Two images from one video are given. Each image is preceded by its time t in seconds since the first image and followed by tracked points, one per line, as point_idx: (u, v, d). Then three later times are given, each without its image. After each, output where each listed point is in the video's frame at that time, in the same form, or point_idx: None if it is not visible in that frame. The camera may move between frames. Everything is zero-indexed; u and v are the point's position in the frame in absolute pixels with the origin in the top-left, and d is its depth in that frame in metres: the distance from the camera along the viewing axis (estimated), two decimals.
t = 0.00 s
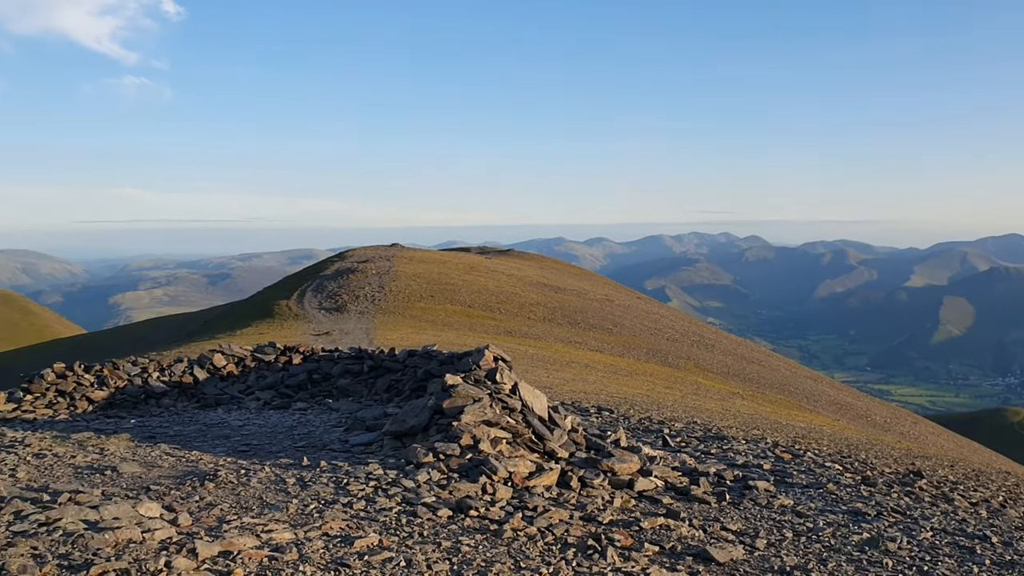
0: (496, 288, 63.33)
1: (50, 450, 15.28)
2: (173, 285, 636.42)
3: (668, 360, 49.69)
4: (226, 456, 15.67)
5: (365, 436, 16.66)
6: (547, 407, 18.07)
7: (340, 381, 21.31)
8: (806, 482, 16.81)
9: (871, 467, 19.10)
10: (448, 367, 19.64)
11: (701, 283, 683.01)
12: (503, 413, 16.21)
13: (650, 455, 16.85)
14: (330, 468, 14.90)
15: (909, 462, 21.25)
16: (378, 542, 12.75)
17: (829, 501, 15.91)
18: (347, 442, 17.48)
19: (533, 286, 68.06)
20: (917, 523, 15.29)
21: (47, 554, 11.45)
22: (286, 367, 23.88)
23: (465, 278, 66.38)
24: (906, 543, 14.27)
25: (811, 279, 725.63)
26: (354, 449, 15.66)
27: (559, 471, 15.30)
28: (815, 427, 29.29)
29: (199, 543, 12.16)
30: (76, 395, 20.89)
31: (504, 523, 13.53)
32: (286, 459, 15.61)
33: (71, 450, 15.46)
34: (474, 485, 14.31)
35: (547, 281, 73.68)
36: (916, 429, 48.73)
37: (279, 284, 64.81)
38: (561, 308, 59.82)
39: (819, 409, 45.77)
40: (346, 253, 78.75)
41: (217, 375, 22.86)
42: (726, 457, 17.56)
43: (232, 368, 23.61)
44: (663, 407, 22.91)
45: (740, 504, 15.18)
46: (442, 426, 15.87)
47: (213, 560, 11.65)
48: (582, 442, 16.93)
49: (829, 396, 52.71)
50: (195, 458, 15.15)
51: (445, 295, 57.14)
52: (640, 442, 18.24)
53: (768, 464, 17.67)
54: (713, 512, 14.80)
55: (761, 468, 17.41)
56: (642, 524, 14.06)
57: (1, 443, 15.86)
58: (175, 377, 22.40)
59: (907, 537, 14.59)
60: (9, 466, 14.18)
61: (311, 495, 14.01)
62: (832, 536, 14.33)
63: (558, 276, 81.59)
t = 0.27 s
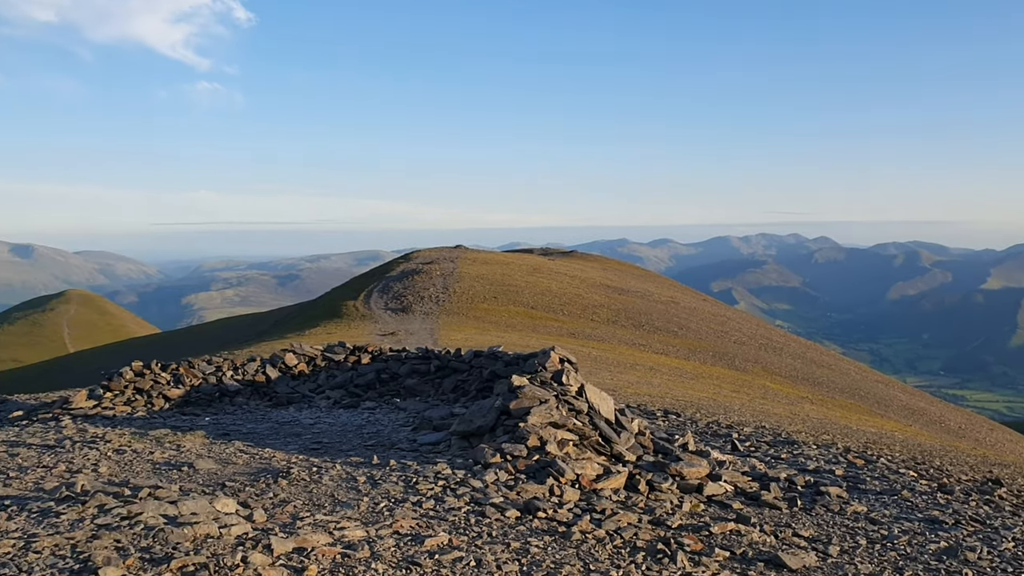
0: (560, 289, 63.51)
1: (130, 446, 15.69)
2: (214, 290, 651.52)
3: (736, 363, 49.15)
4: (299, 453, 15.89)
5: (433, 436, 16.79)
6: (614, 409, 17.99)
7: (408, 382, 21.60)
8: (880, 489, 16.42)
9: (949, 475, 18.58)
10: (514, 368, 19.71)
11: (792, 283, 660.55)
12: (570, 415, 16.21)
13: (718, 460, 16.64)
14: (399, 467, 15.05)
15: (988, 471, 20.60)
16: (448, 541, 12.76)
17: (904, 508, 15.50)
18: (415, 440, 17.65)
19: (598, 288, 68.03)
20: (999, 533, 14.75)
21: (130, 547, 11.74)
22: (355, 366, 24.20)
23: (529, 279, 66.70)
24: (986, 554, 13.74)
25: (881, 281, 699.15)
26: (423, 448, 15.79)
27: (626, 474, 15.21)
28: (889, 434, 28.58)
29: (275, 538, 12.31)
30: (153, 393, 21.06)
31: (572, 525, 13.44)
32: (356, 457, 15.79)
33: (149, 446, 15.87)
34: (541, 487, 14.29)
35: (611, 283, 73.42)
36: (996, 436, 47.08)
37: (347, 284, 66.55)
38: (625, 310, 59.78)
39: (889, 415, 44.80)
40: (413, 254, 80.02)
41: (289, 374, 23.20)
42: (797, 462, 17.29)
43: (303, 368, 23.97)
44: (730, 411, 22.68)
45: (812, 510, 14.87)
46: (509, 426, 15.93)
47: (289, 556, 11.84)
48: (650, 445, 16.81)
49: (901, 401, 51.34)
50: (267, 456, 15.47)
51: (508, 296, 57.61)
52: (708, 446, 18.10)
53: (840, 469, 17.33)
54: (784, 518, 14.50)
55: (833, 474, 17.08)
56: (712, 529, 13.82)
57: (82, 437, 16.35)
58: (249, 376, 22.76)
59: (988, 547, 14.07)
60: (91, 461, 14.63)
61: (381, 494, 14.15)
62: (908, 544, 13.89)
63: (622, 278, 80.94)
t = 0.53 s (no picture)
0: (610, 290, 63.58)
1: (190, 444, 15.96)
2: (247, 292, 662.66)
3: (789, 365, 48.74)
4: (354, 452, 15.99)
5: (486, 436, 16.86)
6: (667, 412, 17.85)
7: (460, 381, 21.75)
8: (941, 495, 16.08)
9: (1014, 481, 18.09)
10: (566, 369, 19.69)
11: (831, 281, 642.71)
12: (624, 417, 16.14)
13: (774, 464, 16.45)
14: (453, 467, 15.13)
15: None
16: (503, 542, 12.73)
17: (967, 515, 15.13)
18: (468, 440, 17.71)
19: (649, 289, 67.86)
20: None
21: (191, 543, 11.90)
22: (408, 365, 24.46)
23: (578, 280, 66.93)
24: None
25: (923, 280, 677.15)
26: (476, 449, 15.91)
27: (680, 477, 15.10)
28: (950, 438, 27.95)
29: (332, 537, 12.41)
30: (212, 391, 21.36)
31: (626, 528, 13.31)
32: (411, 457, 15.88)
33: (208, 444, 16.12)
34: (595, 489, 14.22)
35: (662, 284, 73.16)
36: None
37: (398, 283, 67.58)
38: (676, 311, 59.63)
39: (946, 418, 44.02)
40: (462, 255, 80.55)
41: (343, 374, 23.41)
42: (854, 467, 17.03)
43: (357, 367, 24.24)
44: (783, 415, 22.42)
45: (870, 516, 14.58)
46: (562, 428, 15.95)
47: (347, 555, 11.95)
48: (704, 449, 16.66)
49: (959, 405, 50.24)
50: (323, 455, 15.56)
51: (558, 296, 57.86)
52: (763, 449, 17.94)
53: (900, 475, 17.01)
54: (841, 524, 14.24)
55: (892, 479, 16.76)
56: (768, 534, 13.60)
57: (143, 435, 16.67)
58: (305, 375, 23.02)
59: None
60: (152, 459, 14.90)
61: (435, 493, 14.21)
62: (971, 552, 13.51)
63: (674, 279, 80.35)
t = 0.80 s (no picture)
0: (647, 289, 63.64)
1: (233, 439, 16.15)
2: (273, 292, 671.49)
3: (831, 365, 48.50)
4: (393, 448, 16.06)
5: (524, 434, 16.88)
6: (707, 412, 17.76)
7: (497, 380, 21.84)
8: (987, 498, 15.81)
9: None
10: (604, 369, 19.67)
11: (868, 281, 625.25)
12: (663, 417, 16.10)
13: (816, 464, 16.29)
14: (492, 465, 15.17)
15: None
16: (543, 540, 12.70)
17: (1015, 518, 14.84)
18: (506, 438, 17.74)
19: (687, 288, 67.74)
20: None
21: (235, 538, 12.02)
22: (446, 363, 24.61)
23: (615, 278, 67.10)
24: None
25: (955, 280, 662.73)
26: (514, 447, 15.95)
27: (721, 478, 15.00)
28: (995, 440, 27.54)
29: (374, 533, 12.47)
30: (253, 387, 21.57)
31: (667, 528, 13.22)
32: (450, 454, 15.94)
33: (250, 440, 16.30)
34: (635, 488, 14.16)
35: (701, 283, 72.89)
36: None
37: (435, 282, 68.30)
38: (714, 310, 59.45)
39: (990, 419, 43.46)
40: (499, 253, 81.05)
41: (383, 371, 23.54)
42: (897, 468, 16.82)
43: (396, 365, 24.43)
44: (824, 415, 22.23)
45: (914, 518, 14.37)
46: (601, 426, 15.92)
47: (388, 551, 12.00)
48: (744, 449, 16.54)
49: (1003, 407, 49.46)
50: (363, 452, 15.64)
51: (594, 295, 58.11)
52: (804, 449, 17.81)
53: (945, 476, 16.76)
54: (885, 526, 14.03)
55: (937, 481, 16.52)
56: (810, 535, 13.44)
57: (186, 430, 16.91)
58: (344, 372, 23.12)
59: None
60: (195, 454, 15.11)
61: (474, 490, 14.23)
62: (1020, 556, 13.23)
63: (712, 278, 79.77)
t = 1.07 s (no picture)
0: (689, 288, 63.57)
1: (279, 437, 16.33)
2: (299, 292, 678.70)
3: (876, 366, 48.07)
4: (436, 448, 16.09)
5: (566, 434, 16.86)
6: (752, 413, 17.64)
7: (539, 380, 21.89)
8: None
9: None
10: (647, 369, 19.65)
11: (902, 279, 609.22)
12: (707, 418, 16.04)
13: (863, 467, 16.09)
14: (535, 464, 15.19)
15: None
16: (587, 541, 12.64)
17: None
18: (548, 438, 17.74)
19: (729, 288, 67.40)
20: None
21: (283, 535, 12.12)
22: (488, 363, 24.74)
23: (655, 277, 67.17)
24: None
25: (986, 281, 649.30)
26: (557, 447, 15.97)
27: (766, 480, 14.90)
28: None
29: (419, 531, 12.50)
30: (298, 386, 21.77)
31: (712, 530, 13.11)
32: (493, 453, 15.96)
33: (296, 438, 16.45)
34: (679, 490, 14.10)
35: (743, 282, 72.44)
36: None
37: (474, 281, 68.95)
38: (757, 310, 59.07)
39: None
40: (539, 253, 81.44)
41: (424, 370, 23.67)
42: (947, 471, 16.54)
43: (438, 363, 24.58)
44: (868, 417, 21.99)
45: (965, 523, 14.09)
46: (644, 428, 15.88)
47: (434, 549, 12.03)
48: (790, 451, 16.42)
49: None
50: (406, 450, 15.71)
51: (634, 295, 58.32)
52: (850, 451, 17.62)
53: (996, 480, 16.44)
54: (935, 530, 13.78)
55: (988, 485, 16.20)
56: (858, 538, 13.23)
57: (233, 428, 17.13)
58: (387, 371, 23.32)
59: None
60: (242, 452, 15.29)
61: (518, 490, 14.23)
62: None
63: (755, 278, 79.01)
